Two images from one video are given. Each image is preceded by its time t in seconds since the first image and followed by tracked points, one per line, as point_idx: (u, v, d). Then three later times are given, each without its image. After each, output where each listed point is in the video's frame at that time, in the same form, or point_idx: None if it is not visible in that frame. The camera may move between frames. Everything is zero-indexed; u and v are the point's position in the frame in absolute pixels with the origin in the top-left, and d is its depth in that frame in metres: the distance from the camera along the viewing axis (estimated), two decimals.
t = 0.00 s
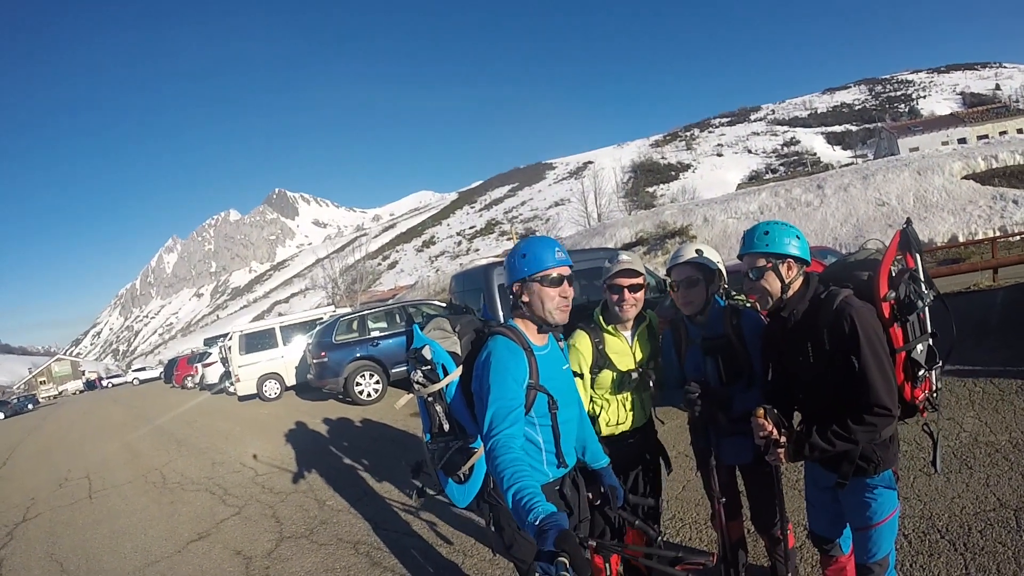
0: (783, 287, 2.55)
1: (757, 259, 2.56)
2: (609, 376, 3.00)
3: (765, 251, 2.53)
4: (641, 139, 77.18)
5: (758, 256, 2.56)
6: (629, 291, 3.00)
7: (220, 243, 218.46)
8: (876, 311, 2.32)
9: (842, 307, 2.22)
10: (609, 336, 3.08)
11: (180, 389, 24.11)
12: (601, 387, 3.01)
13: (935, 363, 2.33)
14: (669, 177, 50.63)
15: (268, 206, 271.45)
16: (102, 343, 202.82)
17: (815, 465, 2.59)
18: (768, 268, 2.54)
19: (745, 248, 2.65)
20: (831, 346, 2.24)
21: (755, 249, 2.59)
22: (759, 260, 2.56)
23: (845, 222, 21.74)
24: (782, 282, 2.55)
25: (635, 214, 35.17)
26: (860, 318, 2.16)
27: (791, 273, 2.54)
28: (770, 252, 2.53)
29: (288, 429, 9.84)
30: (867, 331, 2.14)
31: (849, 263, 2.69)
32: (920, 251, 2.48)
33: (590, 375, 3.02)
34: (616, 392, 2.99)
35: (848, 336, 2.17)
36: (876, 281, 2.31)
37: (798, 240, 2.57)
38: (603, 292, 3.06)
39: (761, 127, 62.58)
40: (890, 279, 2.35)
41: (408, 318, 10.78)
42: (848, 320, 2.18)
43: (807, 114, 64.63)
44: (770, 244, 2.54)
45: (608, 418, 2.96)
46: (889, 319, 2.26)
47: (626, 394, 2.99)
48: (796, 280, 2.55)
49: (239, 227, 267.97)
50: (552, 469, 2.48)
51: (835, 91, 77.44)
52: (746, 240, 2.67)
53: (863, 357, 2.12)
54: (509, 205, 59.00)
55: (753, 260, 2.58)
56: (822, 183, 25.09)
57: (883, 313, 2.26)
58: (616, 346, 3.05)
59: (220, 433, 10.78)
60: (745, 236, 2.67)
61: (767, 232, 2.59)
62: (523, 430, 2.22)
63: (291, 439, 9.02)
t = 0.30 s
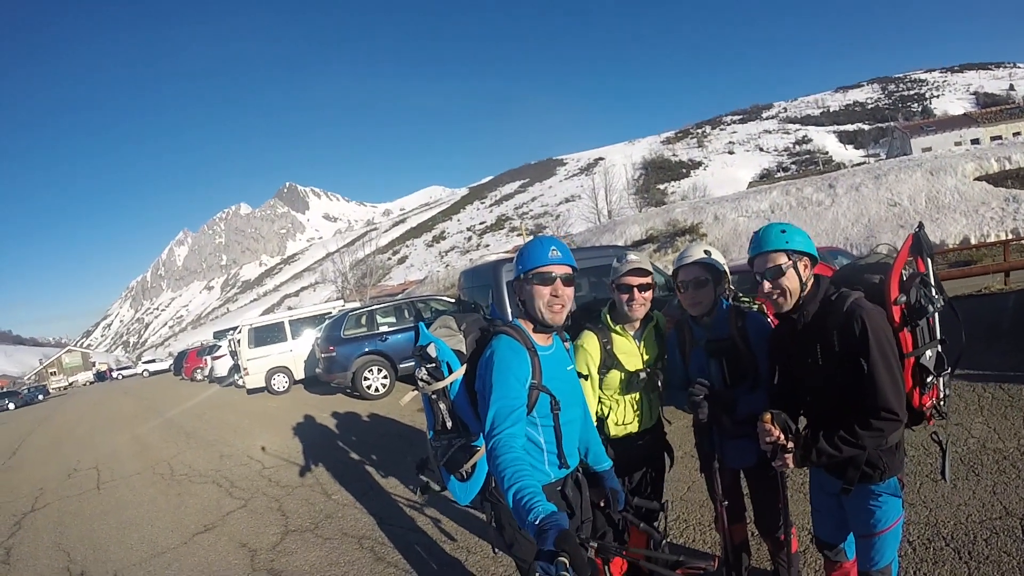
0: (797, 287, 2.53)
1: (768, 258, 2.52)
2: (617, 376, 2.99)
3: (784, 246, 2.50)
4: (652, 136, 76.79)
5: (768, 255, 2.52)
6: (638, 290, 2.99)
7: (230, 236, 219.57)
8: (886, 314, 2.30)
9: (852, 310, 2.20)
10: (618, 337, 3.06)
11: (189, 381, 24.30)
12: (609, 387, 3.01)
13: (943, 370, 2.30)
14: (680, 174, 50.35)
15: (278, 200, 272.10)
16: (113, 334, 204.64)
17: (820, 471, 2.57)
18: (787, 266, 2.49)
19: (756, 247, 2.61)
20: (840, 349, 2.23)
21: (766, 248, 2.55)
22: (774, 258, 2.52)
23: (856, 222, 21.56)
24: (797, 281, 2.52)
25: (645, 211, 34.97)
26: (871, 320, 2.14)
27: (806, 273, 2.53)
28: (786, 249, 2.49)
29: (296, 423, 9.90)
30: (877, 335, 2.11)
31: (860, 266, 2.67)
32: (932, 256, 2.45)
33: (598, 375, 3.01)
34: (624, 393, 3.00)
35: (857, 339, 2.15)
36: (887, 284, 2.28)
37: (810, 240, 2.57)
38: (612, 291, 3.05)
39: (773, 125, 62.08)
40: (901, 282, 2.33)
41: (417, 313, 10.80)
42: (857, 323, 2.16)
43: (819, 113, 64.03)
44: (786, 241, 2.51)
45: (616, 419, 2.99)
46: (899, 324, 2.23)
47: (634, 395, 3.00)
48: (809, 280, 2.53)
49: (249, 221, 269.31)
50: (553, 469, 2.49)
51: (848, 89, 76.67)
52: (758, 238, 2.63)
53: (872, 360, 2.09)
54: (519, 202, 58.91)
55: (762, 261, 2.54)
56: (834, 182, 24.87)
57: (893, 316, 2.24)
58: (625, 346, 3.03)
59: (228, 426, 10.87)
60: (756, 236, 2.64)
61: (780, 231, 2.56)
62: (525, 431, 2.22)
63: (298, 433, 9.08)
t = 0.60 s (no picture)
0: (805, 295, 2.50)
1: (779, 262, 2.48)
2: (620, 383, 2.99)
3: (796, 252, 2.48)
4: (663, 143, 76.70)
5: (779, 259, 2.49)
6: (639, 296, 2.99)
7: (241, 236, 221.01)
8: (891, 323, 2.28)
9: (861, 317, 2.18)
10: (621, 343, 3.05)
11: (197, 379, 24.44)
12: (611, 393, 3.00)
13: (948, 379, 2.27)
14: (691, 181, 50.22)
15: (289, 200, 272.72)
16: (123, 330, 206.29)
17: (823, 480, 2.55)
18: (800, 271, 2.44)
19: (765, 253, 2.58)
20: (849, 356, 2.21)
21: (777, 252, 2.52)
22: (785, 262, 2.48)
23: (867, 231, 21.42)
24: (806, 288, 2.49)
25: (655, 217, 34.88)
26: (879, 328, 2.12)
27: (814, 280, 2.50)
28: (797, 255, 2.46)
29: (302, 422, 9.93)
30: (884, 343, 2.10)
31: (867, 275, 2.66)
32: (939, 265, 2.43)
33: (600, 381, 3.01)
34: (627, 400, 2.98)
35: (866, 347, 2.13)
36: (893, 292, 2.26)
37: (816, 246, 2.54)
38: (616, 297, 3.03)
39: (785, 133, 61.80)
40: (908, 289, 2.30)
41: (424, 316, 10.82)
42: (865, 330, 2.14)
43: (831, 121, 63.68)
44: (796, 247, 2.49)
45: (618, 425, 2.97)
46: (905, 333, 2.22)
47: (635, 403, 2.98)
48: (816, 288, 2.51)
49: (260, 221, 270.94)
50: (553, 473, 2.48)
51: (861, 97, 76.21)
52: (768, 244, 2.60)
53: (881, 369, 2.07)
54: (529, 206, 58.95)
55: (771, 266, 2.50)
56: (845, 191, 24.71)
57: (899, 325, 2.22)
58: (627, 353, 3.02)
59: (234, 424, 10.93)
60: (765, 242, 2.61)
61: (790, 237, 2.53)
62: (526, 432, 2.22)
63: (303, 433, 9.11)
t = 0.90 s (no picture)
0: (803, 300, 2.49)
1: (776, 267, 2.48)
2: (616, 387, 2.99)
3: (794, 258, 2.48)
4: (664, 150, 76.82)
5: (776, 264, 2.48)
6: (637, 302, 2.98)
7: (241, 236, 221.04)
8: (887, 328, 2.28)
9: (858, 324, 2.18)
10: (617, 347, 3.05)
11: (194, 377, 24.38)
12: (607, 397, 3.01)
13: (943, 383, 2.28)
14: (692, 188, 50.30)
15: (290, 200, 272.71)
16: (121, 328, 205.96)
17: (820, 486, 2.54)
18: (798, 277, 2.43)
19: (763, 258, 2.57)
20: (847, 362, 2.21)
21: (775, 256, 2.51)
22: (784, 267, 2.47)
23: (866, 241, 21.45)
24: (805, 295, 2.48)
25: (655, 224, 34.90)
26: (877, 334, 2.12)
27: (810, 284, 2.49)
28: (796, 260, 2.46)
29: (298, 423, 9.91)
30: (883, 348, 2.10)
31: (862, 281, 2.66)
32: (933, 270, 2.44)
33: (597, 384, 3.00)
34: (623, 404, 2.98)
35: (865, 353, 2.13)
36: (889, 298, 2.26)
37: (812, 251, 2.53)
38: (613, 302, 3.03)
39: (786, 142, 61.95)
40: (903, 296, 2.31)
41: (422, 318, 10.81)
42: (863, 336, 2.14)
43: (833, 131, 63.82)
44: (794, 252, 2.48)
45: (614, 429, 2.97)
46: (902, 338, 2.22)
47: (631, 407, 2.98)
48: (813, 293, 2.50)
49: (260, 220, 270.67)
50: (549, 474, 2.47)
51: (862, 108, 76.46)
52: (766, 249, 2.59)
53: (879, 375, 2.07)
54: (530, 211, 58.99)
55: (768, 272, 2.50)
56: (845, 201, 24.75)
57: (896, 330, 2.22)
58: (623, 356, 3.02)
59: (231, 423, 10.90)
60: (763, 246, 2.61)
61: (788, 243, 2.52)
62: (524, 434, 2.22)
63: (299, 433, 9.09)
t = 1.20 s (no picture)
0: (806, 290, 2.47)
1: (778, 255, 2.47)
2: (616, 381, 3.00)
3: (795, 246, 2.47)
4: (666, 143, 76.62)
5: (777, 252, 2.48)
6: (635, 295, 2.98)
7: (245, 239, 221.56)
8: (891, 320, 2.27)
9: (861, 314, 2.18)
10: (617, 341, 3.05)
11: (202, 381, 24.52)
12: (608, 391, 3.02)
13: (947, 376, 2.27)
14: (694, 181, 50.17)
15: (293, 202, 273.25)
16: (128, 334, 206.66)
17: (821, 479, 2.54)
18: (799, 265, 2.43)
19: (765, 246, 2.56)
20: (848, 353, 2.21)
21: (776, 245, 2.50)
22: (789, 255, 2.46)
23: (870, 230, 21.38)
24: (809, 282, 2.46)
25: (659, 218, 34.81)
26: (881, 326, 2.11)
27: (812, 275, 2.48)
28: (800, 248, 2.46)
29: (305, 424, 9.96)
30: (885, 340, 2.09)
31: (866, 270, 2.66)
32: (938, 261, 2.43)
33: (597, 379, 3.01)
34: (624, 398, 2.99)
35: (866, 344, 2.12)
36: (893, 288, 2.25)
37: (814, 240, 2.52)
38: (611, 296, 3.03)
39: (788, 133, 61.71)
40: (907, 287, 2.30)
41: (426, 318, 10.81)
42: (865, 326, 2.14)
43: (835, 120, 63.50)
44: (797, 241, 2.47)
45: (616, 423, 2.99)
46: (905, 329, 2.21)
47: (631, 401, 2.99)
48: (817, 283, 2.48)
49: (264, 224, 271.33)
50: (551, 471, 2.48)
51: (863, 96, 76.07)
52: (768, 238, 2.58)
53: (881, 367, 2.07)
54: (533, 207, 58.97)
55: (768, 260, 2.50)
56: (848, 190, 24.64)
57: (899, 322, 2.21)
58: (622, 350, 3.02)
59: (238, 426, 10.96)
60: (765, 234, 2.60)
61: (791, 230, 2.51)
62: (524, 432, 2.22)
63: (306, 434, 9.13)
